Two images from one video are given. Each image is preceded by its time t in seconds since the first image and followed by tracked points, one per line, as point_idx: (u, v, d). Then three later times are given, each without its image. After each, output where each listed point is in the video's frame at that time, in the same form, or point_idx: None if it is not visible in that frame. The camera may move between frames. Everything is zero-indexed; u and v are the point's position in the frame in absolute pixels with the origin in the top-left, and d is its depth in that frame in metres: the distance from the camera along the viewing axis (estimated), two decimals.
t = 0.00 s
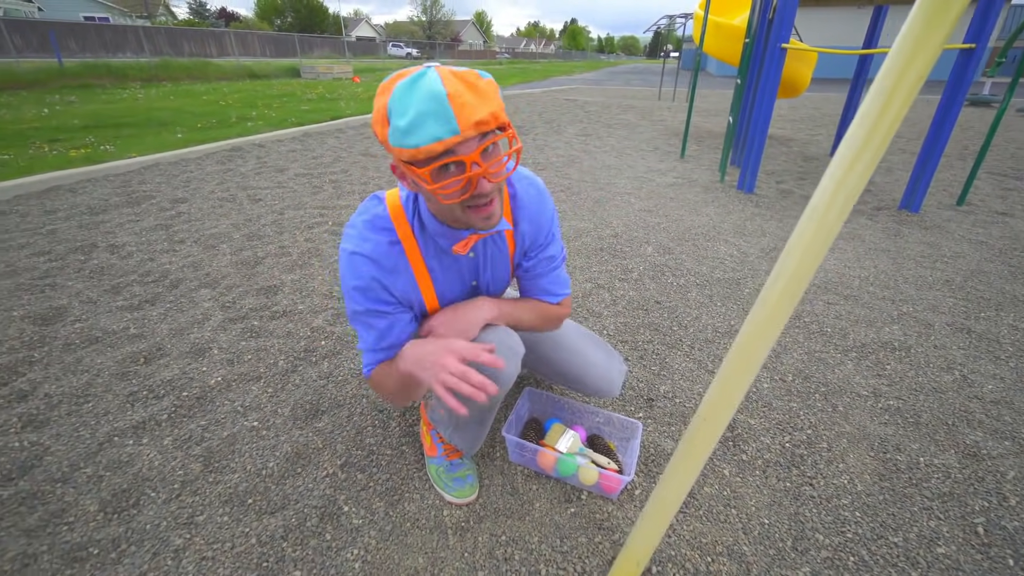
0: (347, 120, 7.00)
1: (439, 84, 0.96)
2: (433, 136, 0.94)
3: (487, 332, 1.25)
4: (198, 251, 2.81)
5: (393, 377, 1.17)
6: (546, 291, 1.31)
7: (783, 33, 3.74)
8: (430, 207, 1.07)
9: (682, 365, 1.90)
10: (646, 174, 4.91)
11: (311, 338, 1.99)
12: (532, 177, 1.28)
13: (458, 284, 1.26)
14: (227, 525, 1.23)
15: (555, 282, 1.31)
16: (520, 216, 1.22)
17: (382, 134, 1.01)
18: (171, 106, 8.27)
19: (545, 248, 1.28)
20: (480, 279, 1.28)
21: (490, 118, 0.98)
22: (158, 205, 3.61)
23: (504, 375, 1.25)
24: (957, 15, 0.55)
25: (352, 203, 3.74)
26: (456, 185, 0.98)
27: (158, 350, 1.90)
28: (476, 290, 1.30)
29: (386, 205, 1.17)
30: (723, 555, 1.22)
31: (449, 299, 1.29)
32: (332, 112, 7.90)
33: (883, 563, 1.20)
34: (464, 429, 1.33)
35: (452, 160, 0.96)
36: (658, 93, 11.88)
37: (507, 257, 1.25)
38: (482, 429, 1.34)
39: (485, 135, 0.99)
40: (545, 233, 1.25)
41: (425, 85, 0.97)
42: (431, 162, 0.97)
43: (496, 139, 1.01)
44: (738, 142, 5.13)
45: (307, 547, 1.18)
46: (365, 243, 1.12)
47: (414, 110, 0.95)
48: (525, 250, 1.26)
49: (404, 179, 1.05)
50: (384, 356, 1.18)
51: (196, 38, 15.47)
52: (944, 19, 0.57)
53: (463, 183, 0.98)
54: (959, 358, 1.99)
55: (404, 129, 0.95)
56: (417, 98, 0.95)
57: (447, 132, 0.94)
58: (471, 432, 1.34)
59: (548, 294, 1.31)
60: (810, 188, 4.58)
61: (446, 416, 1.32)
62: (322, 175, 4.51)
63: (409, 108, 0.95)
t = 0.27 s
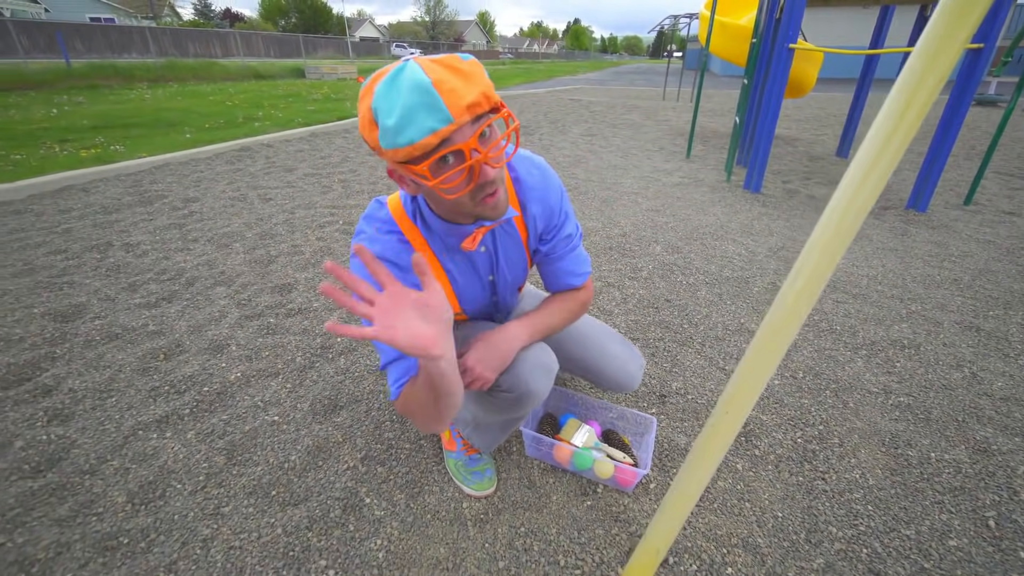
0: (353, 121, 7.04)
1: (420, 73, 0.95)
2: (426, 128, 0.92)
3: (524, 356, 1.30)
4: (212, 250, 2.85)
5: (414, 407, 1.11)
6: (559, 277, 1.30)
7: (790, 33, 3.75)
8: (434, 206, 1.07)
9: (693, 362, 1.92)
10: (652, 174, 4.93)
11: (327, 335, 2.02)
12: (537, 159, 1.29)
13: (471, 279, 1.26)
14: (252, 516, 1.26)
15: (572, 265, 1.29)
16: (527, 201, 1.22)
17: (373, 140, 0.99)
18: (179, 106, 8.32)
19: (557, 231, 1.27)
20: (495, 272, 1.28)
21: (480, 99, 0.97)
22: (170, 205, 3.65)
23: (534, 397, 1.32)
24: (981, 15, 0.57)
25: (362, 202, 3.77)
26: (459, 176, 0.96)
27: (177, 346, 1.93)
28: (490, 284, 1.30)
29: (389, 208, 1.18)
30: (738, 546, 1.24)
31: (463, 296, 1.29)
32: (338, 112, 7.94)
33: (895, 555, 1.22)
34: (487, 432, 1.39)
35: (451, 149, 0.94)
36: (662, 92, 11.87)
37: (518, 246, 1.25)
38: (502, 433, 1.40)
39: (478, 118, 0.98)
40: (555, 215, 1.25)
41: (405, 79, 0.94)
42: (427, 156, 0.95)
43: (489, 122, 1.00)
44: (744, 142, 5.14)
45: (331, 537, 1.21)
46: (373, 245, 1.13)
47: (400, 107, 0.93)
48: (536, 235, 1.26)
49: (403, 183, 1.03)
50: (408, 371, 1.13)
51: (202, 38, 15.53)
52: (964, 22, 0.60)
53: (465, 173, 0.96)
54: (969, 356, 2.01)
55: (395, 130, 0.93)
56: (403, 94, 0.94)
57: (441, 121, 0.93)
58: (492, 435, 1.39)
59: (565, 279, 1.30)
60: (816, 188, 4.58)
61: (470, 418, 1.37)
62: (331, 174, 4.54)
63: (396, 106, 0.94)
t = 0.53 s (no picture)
0: (358, 121, 7.09)
1: (452, 86, 0.98)
2: (456, 138, 0.95)
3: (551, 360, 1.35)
4: (226, 248, 2.89)
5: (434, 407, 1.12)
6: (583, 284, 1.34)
7: (795, 35, 3.80)
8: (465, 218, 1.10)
9: (703, 358, 1.97)
10: (657, 174, 4.97)
11: (345, 332, 2.07)
12: (565, 171, 1.33)
13: (498, 287, 1.31)
14: (282, 505, 1.30)
15: (597, 274, 1.32)
16: (556, 213, 1.25)
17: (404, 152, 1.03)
18: (184, 106, 8.36)
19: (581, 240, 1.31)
20: (520, 280, 1.32)
21: (510, 109, 0.99)
22: (182, 204, 3.69)
23: (558, 399, 1.37)
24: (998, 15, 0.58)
25: (370, 202, 3.81)
26: (489, 185, 0.98)
27: (199, 342, 1.97)
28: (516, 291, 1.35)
29: (420, 216, 1.21)
30: (752, 534, 1.28)
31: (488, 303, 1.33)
32: (343, 112, 7.98)
33: (904, 543, 1.27)
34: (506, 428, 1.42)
35: (480, 159, 0.97)
36: (664, 93, 11.91)
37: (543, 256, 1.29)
38: (521, 430, 1.43)
39: (508, 129, 1.00)
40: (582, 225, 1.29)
41: (435, 94, 0.98)
42: (457, 165, 0.97)
43: (518, 132, 1.02)
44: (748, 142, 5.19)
45: (360, 525, 1.25)
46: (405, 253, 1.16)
47: (431, 119, 0.96)
48: (563, 246, 1.30)
49: (433, 192, 1.06)
50: (429, 377, 1.10)
51: (205, 39, 15.56)
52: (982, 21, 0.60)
53: (492, 180, 0.99)
54: (973, 352, 2.05)
55: (424, 141, 0.96)
56: (433, 107, 0.97)
57: (470, 130, 0.95)
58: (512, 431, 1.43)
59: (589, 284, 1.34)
60: (820, 188, 4.63)
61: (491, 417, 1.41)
62: (339, 175, 4.58)
63: (426, 119, 0.96)
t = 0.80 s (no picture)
0: (360, 121, 7.11)
1: (505, 86, 1.01)
2: (505, 135, 0.98)
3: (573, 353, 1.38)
4: (234, 249, 2.92)
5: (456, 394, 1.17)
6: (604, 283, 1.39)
7: (795, 36, 3.84)
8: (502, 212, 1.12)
9: (709, 355, 2.00)
10: (658, 174, 5.01)
11: (356, 331, 2.10)
12: (593, 176, 1.37)
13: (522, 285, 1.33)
14: (303, 499, 1.33)
15: (618, 274, 1.37)
16: (583, 214, 1.29)
17: (452, 143, 1.07)
18: (184, 107, 8.36)
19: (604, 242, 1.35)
20: (543, 278, 1.34)
21: (559, 115, 1.03)
22: (187, 205, 3.72)
23: (580, 392, 1.40)
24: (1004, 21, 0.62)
25: (375, 203, 3.83)
26: (529, 184, 1.01)
27: (212, 341, 2.00)
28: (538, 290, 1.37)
29: (454, 210, 1.24)
30: (761, 525, 1.32)
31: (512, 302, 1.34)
32: (344, 113, 8.00)
33: (908, 532, 1.30)
34: (524, 421, 1.44)
35: (525, 158, 0.99)
36: (663, 93, 11.95)
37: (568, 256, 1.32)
38: (538, 424, 1.45)
39: (555, 133, 1.03)
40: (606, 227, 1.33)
41: (488, 91, 1.01)
42: (502, 161, 1.00)
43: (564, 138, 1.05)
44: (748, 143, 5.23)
45: (379, 518, 1.28)
46: (439, 248, 1.18)
47: (483, 115, 0.99)
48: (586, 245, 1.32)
49: (477, 185, 1.09)
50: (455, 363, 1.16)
51: (203, 39, 15.54)
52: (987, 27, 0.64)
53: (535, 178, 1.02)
54: (973, 349, 2.09)
55: (475, 133, 1.00)
56: (487, 104, 1.00)
57: (519, 130, 0.98)
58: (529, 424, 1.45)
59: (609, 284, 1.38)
60: (819, 188, 4.67)
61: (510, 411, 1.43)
62: (343, 175, 4.61)
63: (479, 114, 1.00)
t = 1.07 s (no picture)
0: (356, 122, 7.12)
1: (610, 138, 1.03)
2: (581, 180, 1.02)
3: (558, 315, 1.40)
4: (233, 249, 2.94)
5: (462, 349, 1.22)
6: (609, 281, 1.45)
7: (788, 37, 3.89)
8: (531, 203, 1.16)
9: (705, 350, 2.04)
10: (653, 174, 5.05)
11: (357, 328, 2.12)
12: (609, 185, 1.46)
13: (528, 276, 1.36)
14: (308, 492, 1.36)
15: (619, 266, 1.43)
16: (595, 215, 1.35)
17: (541, 121, 1.08)
18: (180, 108, 8.35)
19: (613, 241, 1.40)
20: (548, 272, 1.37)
21: (631, 188, 1.06)
22: (186, 205, 3.73)
23: (569, 352, 1.41)
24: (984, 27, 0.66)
25: (373, 203, 3.86)
26: (571, 216, 1.08)
27: (215, 340, 2.02)
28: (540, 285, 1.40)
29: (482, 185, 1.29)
30: (755, 514, 1.36)
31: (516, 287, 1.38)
32: (340, 114, 8.00)
33: (898, 519, 1.34)
34: (521, 408, 1.49)
35: (579, 200, 1.05)
36: (659, 93, 12.01)
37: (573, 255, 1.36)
38: (536, 411, 1.49)
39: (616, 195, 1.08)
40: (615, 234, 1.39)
41: (594, 122, 1.03)
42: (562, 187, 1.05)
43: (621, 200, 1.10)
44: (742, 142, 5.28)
45: (384, 509, 1.31)
46: (462, 217, 1.24)
47: (580, 148, 1.01)
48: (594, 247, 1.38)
49: (535, 182, 1.13)
50: (463, 323, 1.21)
51: (198, 40, 15.49)
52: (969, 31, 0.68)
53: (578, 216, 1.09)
54: (962, 342, 2.14)
55: (560, 152, 1.03)
56: (588, 141, 1.02)
57: (594, 184, 1.02)
58: (527, 412, 1.49)
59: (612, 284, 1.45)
60: (813, 186, 4.73)
61: (506, 394, 1.48)
62: (340, 176, 4.63)
63: (575, 144, 1.02)
